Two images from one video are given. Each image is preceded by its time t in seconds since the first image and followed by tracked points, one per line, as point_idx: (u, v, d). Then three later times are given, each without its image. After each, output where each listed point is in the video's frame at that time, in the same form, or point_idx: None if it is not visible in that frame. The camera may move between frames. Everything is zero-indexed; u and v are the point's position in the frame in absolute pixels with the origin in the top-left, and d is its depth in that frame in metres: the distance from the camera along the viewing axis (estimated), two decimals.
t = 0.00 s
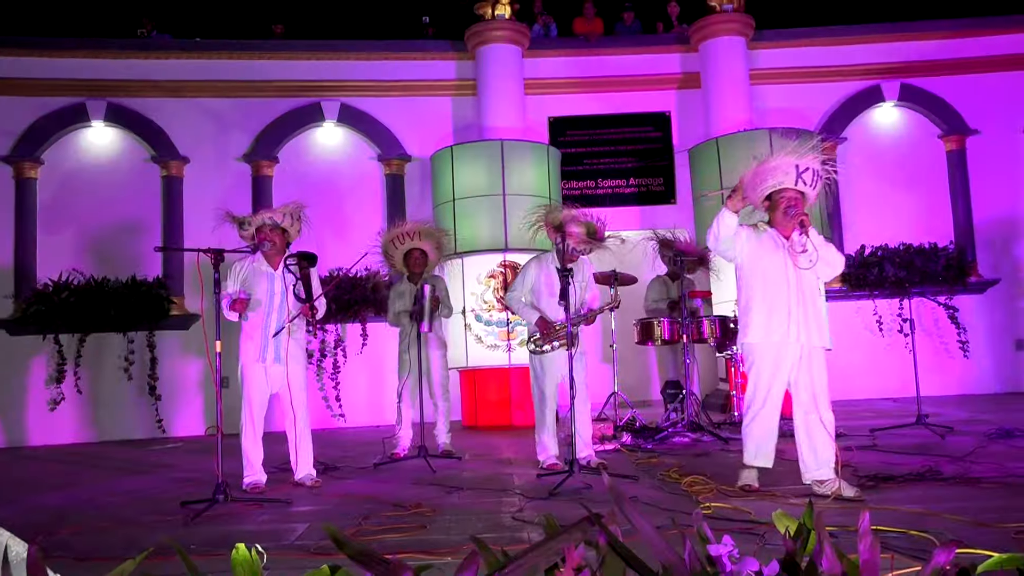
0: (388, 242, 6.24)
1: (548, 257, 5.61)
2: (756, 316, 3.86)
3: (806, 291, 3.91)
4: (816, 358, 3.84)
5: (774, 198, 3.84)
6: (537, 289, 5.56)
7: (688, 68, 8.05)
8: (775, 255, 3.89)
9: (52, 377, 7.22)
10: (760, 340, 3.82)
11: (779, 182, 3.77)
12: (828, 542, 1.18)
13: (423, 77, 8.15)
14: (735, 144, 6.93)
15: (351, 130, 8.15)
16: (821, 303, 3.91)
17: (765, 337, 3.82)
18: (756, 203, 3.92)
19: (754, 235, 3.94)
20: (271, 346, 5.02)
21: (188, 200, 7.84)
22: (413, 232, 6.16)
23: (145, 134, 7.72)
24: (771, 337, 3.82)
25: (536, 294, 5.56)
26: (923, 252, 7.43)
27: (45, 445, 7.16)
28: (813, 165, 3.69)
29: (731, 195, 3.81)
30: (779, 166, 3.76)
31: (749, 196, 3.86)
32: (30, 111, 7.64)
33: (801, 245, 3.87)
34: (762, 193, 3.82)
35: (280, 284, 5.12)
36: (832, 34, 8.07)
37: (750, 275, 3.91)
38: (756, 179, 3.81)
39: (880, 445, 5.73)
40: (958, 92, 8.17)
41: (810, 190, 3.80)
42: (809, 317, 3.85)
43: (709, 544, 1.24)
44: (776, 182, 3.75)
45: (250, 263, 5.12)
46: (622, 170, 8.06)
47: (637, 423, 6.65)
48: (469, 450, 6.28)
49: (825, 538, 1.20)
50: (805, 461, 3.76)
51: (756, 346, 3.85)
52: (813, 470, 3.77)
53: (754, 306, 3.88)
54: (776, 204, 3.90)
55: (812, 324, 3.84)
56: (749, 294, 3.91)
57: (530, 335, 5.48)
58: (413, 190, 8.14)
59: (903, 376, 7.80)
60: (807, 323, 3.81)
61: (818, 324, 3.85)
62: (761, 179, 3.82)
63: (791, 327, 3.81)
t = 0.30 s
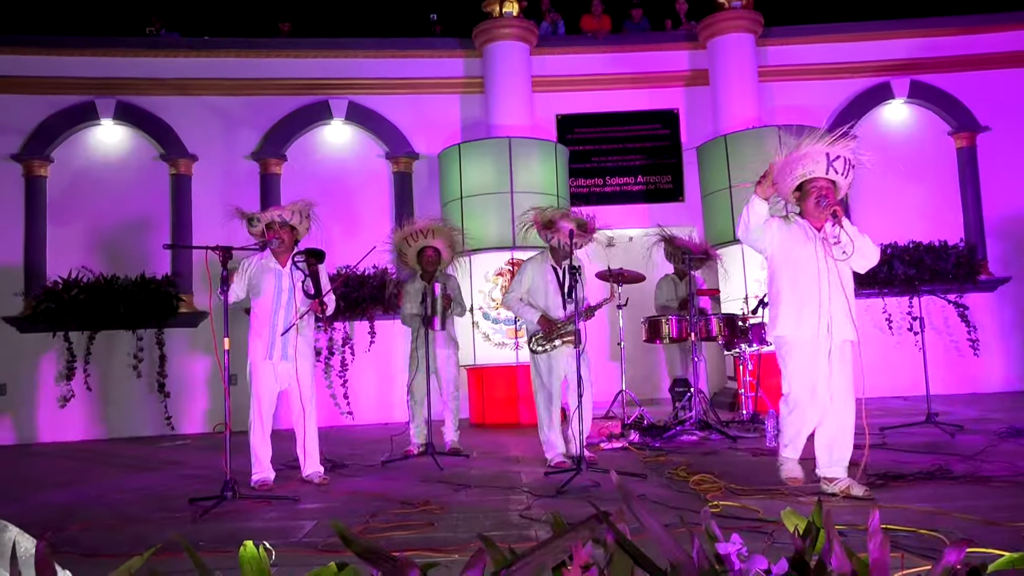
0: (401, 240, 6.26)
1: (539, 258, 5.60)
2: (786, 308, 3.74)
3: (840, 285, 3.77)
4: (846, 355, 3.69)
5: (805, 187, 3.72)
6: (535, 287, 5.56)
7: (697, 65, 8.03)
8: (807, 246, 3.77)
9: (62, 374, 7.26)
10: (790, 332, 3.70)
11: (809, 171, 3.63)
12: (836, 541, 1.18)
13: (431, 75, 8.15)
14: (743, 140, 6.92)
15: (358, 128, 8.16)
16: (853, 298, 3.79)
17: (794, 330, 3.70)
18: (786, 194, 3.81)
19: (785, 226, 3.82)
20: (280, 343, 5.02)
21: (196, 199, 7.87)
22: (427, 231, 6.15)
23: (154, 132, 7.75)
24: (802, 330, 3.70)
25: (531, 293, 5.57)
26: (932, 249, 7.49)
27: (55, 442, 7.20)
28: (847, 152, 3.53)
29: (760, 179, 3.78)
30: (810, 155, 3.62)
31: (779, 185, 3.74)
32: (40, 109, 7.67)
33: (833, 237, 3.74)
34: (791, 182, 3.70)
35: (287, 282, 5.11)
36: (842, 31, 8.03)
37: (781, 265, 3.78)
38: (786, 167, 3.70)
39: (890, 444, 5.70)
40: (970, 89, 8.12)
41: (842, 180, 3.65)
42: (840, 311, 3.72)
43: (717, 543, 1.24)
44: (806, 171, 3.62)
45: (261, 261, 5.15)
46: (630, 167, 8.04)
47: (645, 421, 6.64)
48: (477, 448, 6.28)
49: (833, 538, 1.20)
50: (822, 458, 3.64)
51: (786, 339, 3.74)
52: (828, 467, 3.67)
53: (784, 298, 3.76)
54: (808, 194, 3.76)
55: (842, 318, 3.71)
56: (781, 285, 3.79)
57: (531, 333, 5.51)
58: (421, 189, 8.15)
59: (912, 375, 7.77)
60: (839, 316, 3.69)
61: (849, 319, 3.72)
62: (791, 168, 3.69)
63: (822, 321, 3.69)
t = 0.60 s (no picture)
0: (404, 238, 6.26)
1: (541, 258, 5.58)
2: (799, 307, 3.71)
3: (854, 285, 3.74)
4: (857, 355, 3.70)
5: (824, 184, 3.73)
6: (534, 288, 5.53)
7: (704, 65, 8.02)
8: (822, 246, 3.74)
9: (70, 372, 7.28)
10: (805, 333, 3.67)
11: (830, 168, 3.65)
12: (844, 542, 1.17)
13: (438, 74, 8.16)
14: (750, 140, 6.91)
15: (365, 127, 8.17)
16: (869, 298, 3.77)
17: (809, 331, 3.67)
18: (805, 191, 3.82)
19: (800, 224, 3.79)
20: (288, 342, 5.03)
21: (203, 197, 7.89)
22: (430, 230, 6.14)
23: (162, 131, 7.77)
24: (815, 330, 3.66)
25: (534, 292, 5.54)
26: (942, 251, 7.40)
27: (62, 438, 7.22)
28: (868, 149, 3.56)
29: (775, 174, 3.65)
30: (831, 151, 3.65)
31: (798, 182, 3.75)
32: (48, 107, 7.70)
33: (851, 236, 3.72)
34: (811, 179, 3.71)
35: (293, 282, 5.12)
36: (850, 30, 8.01)
37: (795, 265, 3.75)
38: (806, 164, 3.72)
39: (897, 445, 5.67)
40: (979, 89, 8.09)
41: (861, 177, 3.68)
42: (853, 311, 3.71)
43: (723, 542, 1.24)
44: (826, 167, 3.64)
45: (269, 261, 5.14)
46: (637, 167, 8.04)
47: (651, 421, 6.63)
48: (482, 447, 6.28)
49: (841, 538, 1.20)
50: (824, 456, 3.61)
51: (801, 340, 3.69)
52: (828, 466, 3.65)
53: (797, 297, 3.73)
54: (826, 192, 3.77)
55: (854, 318, 3.70)
56: (795, 285, 3.75)
57: (530, 332, 5.47)
58: (428, 188, 8.17)
59: (920, 376, 7.74)
60: (852, 317, 3.69)
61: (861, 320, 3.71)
62: (813, 164, 3.70)
63: (836, 321, 3.67)
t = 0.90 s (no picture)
0: (400, 241, 6.26)
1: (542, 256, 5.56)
2: (806, 308, 3.69)
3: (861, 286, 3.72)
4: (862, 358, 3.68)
5: (830, 181, 3.72)
6: (533, 285, 5.51)
7: (709, 64, 8.00)
8: (829, 245, 3.72)
9: (75, 370, 7.30)
10: (811, 334, 3.65)
11: (839, 164, 3.64)
12: (848, 543, 1.17)
13: (443, 73, 8.17)
14: (754, 139, 6.90)
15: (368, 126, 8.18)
16: (876, 298, 3.75)
17: (815, 332, 3.65)
18: (811, 188, 3.80)
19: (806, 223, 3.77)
20: (292, 340, 5.03)
21: (208, 196, 7.90)
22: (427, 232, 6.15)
23: (167, 130, 7.79)
24: (822, 331, 3.64)
25: (530, 291, 5.54)
26: (946, 251, 7.37)
27: (67, 437, 7.25)
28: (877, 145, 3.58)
29: (779, 170, 3.64)
30: (839, 148, 3.64)
31: (805, 178, 3.73)
32: (53, 106, 7.72)
33: (861, 234, 3.70)
34: (818, 175, 3.69)
35: (299, 279, 5.11)
36: (855, 29, 7.99)
37: (802, 264, 3.74)
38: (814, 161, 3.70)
39: (902, 445, 5.65)
40: (984, 88, 8.06)
41: (869, 174, 3.67)
42: (861, 312, 3.69)
43: (726, 543, 1.23)
44: (835, 163, 3.63)
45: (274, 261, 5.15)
46: (641, 166, 8.03)
47: (655, 420, 6.61)
48: (486, 446, 6.28)
49: (844, 539, 1.19)
50: (824, 460, 3.59)
51: (807, 341, 3.67)
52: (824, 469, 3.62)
53: (804, 298, 3.71)
54: (832, 189, 3.75)
55: (861, 319, 3.68)
56: (801, 283, 3.73)
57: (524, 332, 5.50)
58: (433, 188, 8.17)
59: (925, 376, 7.70)
60: (859, 318, 3.66)
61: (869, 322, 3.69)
62: (819, 160, 3.68)
63: (843, 322, 3.64)
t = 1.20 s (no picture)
0: (405, 240, 6.23)
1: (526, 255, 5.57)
2: (805, 306, 3.66)
3: (859, 282, 3.70)
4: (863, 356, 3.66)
5: (826, 174, 3.68)
6: (521, 285, 5.52)
7: (710, 60, 7.98)
8: (827, 241, 3.70)
9: (76, 367, 7.31)
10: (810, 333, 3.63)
11: (837, 157, 3.62)
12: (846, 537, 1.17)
13: (443, 70, 8.15)
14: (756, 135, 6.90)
15: (369, 123, 8.16)
16: (872, 293, 3.75)
17: (815, 331, 3.62)
18: (806, 181, 3.74)
19: (802, 217, 3.72)
20: (291, 337, 5.02)
21: (208, 193, 7.90)
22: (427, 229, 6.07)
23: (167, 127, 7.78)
24: (822, 329, 3.62)
25: (520, 291, 5.52)
26: (948, 245, 7.54)
27: (68, 434, 7.25)
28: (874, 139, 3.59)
29: (778, 157, 3.54)
30: (837, 140, 3.61)
31: (802, 171, 3.67)
32: (53, 103, 7.71)
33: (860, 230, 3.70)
34: (815, 167, 3.65)
35: (299, 277, 5.11)
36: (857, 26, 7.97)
37: (800, 261, 3.70)
38: (811, 153, 3.64)
39: (903, 442, 5.64)
40: (987, 85, 8.04)
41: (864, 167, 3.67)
42: (860, 310, 3.66)
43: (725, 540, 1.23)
44: (833, 156, 3.60)
45: (273, 259, 5.14)
46: (641, 163, 8.00)
47: (655, 417, 6.60)
48: (486, 443, 6.28)
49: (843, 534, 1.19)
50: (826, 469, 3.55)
51: (806, 340, 3.64)
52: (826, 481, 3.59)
53: (803, 296, 3.67)
54: (827, 182, 3.71)
55: (862, 316, 3.65)
56: (799, 279, 3.68)
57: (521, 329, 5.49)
58: (434, 185, 8.13)
59: (926, 373, 7.69)
60: (859, 315, 3.64)
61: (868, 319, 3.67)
62: (815, 152, 3.63)
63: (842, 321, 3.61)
